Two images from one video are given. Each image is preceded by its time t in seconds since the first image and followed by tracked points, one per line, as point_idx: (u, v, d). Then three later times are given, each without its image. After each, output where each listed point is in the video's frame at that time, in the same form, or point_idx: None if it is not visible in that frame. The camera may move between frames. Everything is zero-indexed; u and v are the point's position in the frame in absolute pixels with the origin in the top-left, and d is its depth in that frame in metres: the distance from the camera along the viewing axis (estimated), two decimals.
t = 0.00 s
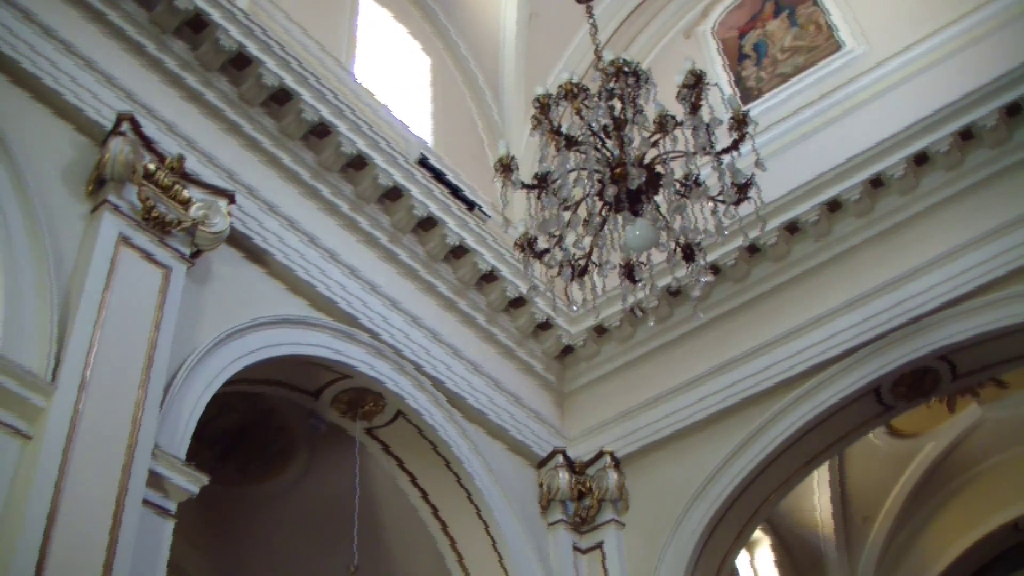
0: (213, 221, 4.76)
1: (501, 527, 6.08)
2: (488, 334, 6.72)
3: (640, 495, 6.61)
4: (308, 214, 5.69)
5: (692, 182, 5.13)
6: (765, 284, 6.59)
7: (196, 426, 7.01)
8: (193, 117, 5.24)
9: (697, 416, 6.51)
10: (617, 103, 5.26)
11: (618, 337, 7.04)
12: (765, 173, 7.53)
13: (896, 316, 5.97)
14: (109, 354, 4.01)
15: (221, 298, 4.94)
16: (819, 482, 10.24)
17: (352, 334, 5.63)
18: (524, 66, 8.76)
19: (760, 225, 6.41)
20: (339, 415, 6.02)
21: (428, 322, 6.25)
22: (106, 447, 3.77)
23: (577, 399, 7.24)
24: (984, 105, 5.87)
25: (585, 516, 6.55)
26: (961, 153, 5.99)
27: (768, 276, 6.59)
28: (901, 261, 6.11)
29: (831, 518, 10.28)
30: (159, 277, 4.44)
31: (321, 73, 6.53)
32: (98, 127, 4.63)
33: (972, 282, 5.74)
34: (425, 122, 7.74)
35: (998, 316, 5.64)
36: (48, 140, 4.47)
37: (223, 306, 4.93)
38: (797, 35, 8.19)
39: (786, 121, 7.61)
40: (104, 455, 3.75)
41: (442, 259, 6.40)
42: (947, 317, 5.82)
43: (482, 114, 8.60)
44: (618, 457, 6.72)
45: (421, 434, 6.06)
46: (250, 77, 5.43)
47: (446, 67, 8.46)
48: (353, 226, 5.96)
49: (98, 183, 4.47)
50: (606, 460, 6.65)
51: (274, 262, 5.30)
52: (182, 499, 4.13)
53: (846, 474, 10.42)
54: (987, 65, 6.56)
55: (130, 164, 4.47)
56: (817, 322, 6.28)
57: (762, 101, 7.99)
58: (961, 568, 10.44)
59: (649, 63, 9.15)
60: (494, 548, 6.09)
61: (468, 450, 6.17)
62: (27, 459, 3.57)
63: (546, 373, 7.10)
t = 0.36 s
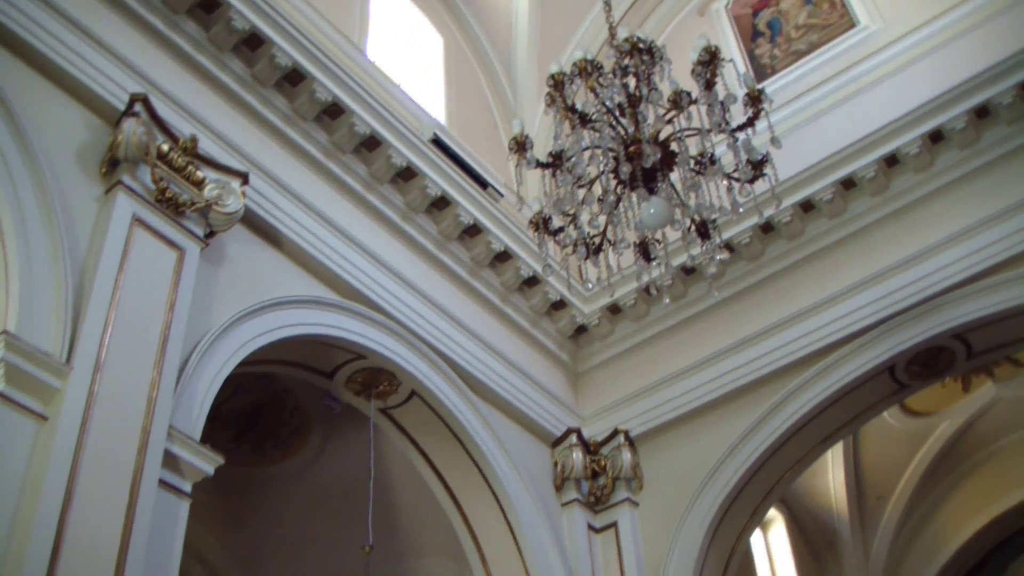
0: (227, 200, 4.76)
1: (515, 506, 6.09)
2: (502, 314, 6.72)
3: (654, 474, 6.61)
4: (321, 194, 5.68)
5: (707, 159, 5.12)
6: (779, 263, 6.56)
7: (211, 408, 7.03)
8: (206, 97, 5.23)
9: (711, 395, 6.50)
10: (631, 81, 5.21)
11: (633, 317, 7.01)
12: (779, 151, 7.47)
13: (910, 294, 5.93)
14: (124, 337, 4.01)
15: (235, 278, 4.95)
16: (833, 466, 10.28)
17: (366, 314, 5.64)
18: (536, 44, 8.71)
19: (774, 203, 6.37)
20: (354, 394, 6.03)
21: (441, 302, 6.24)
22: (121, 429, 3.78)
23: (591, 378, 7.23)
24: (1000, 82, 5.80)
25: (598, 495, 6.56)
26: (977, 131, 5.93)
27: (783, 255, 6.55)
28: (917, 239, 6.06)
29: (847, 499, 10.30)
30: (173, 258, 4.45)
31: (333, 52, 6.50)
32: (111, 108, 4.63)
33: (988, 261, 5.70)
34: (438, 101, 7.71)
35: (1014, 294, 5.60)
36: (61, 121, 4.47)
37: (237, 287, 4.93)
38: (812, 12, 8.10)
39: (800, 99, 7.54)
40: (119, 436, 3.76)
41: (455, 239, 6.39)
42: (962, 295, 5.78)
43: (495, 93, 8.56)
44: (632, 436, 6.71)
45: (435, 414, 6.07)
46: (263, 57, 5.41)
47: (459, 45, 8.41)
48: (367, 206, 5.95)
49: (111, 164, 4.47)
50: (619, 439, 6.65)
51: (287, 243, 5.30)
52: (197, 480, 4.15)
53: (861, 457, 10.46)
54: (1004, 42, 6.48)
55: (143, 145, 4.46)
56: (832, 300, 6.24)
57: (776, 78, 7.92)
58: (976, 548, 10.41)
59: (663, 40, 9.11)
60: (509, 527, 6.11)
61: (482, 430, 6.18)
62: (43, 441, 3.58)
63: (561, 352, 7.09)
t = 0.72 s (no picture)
0: (238, 179, 4.77)
1: (527, 485, 6.10)
2: (514, 293, 6.71)
3: (665, 453, 6.61)
4: (332, 173, 5.68)
5: (720, 136, 5.12)
6: (791, 242, 6.52)
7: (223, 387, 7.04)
8: (217, 77, 5.22)
9: (722, 374, 6.49)
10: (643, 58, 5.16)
11: (644, 296, 7.00)
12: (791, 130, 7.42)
13: (924, 273, 5.90)
14: (137, 316, 4.03)
15: (247, 258, 4.95)
16: (846, 445, 10.29)
17: (378, 293, 5.64)
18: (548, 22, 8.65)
19: (787, 182, 6.33)
20: (365, 373, 6.04)
21: (453, 281, 6.24)
22: (134, 408, 3.80)
23: (602, 356, 7.22)
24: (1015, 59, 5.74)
25: (610, 474, 6.56)
26: (991, 109, 5.88)
27: (795, 234, 6.52)
28: (930, 217, 6.02)
29: (858, 478, 10.30)
30: (185, 238, 4.45)
31: (344, 31, 6.47)
32: (122, 88, 4.62)
33: (1002, 239, 5.65)
34: (449, 80, 7.67)
35: None
36: (72, 100, 4.47)
37: (249, 266, 4.94)
38: None
39: (813, 76, 7.48)
40: (132, 415, 3.78)
41: (467, 218, 6.38)
42: (976, 274, 5.74)
43: (506, 72, 8.51)
44: (643, 415, 6.71)
45: (447, 393, 6.08)
46: (274, 37, 5.39)
47: (470, 24, 8.37)
48: (378, 185, 5.94)
49: (123, 144, 4.48)
50: (631, 418, 6.67)
51: (299, 222, 5.30)
52: (210, 459, 4.17)
53: (873, 429, 10.41)
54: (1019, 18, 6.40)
55: (154, 125, 4.46)
56: (845, 278, 6.21)
57: (789, 56, 7.86)
58: (989, 526, 10.38)
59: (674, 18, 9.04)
60: (520, 505, 6.13)
61: (494, 409, 6.19)
62: (57, 420, 3.60)
63: (572, 331, 7.08)
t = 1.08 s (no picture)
0: (248, 157, 4.77)
1: (538, 461, 6.12)
2: (524, 269, 6.69)
3: (677, 429, 6.61)
4: (341, 150, 5.66)
5: (730, 110, 5.06)
6: (802, 216, 6.49)
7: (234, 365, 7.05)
8: (225, 55, 5.20)
9: (733, 349, 6.48)
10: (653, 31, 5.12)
11: (655, 272, 6.98)
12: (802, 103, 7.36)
13: (935, 246, 5.87)
14: (148, 296, 4.03)
15: (257, 236, 4.95)
16: (857, 421, 10.36)
17: (387, 270, 5.63)
18: None
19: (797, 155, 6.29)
20: (376, 350, 6.05)
21: (463, 257, 6.23)
22: (146, 387, 3.81)
23: (613, 332, 7.20)
24: None
25: (621, 450, 6.57)
26: (1002, 81, 5.82)
27: (806, 207, 6.48)
28: (942, 189, 5.98)
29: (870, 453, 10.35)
30: (194, 217, 4.45)
31: (351, 7, 6.43)
32: (130, 67, 4.61)
33: (1015, 212, 5.61)
34: (457, 56, 7.63)
35: None
36: (81, 79, 4.46)
37: (259, 245, 4.94)
38: None
39: (825, 48, 7.40)
40: (145, 395, 3.79)
41: (476, 194, 6.36)
42: (988, 248, 5.71)
43: (514, 47, 8.46)
44: (655, 390, 6.70)
45: (458, 370, 6.09)
46: (281, 14, 5.36)
47: None
48: (387, 162, 5.92)
49: (131, 123, 4.47)
50: (643, 393, 6.66)
51: (308, 200, 5.29)
52: (222, 438, 4.18)
53: (883, 405, 10.40)
54: None
55: (163, 103, 4.45)
56: (856, 252, 6.18)
57: (800, 28, 7.78)
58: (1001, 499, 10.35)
59: None
60: (532, 481, 6.15)
61: (505, 385, 6.20)
62: (70, 400, 3.62)
63: (583, 307, 7.07)
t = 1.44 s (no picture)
0: (259, 130, 4.75)
1: (552, 431, 6.13)
2: (537, 238, 6.67)
3: (691, 396, 6.60)
4: (353, 121, 5.64)
5: (743, 75, 4.98)
6: (816, 183, 6.44)
7: (249, 336, 7.07)
8: (235, 27, 5.17)
9: (747, 317, 6.46)
10: None
11: (668, 240, 6.96)
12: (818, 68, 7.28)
13: (951, 212, 5.81)
14: (161, 270, 4.04)
15: (270, 209, 4.95)
16: (871, 385, 10.36)
17: (400, 240, 5.62)
18: None
19: (810, 122, 6.24)
20: (390, 320, 6.05)
21: (476, 227, 6.22)
22: (161, 360, 3.83)
23: (626, 301, 7.18)
24: None
25: (635, 419, 6.58)
26: (1018, 44, 5.74)
27: (820, 174, 6.43)
28: (959, 154, 5.92)
29: (884, 420, 10.36)
30: (207, 189, 4.44)
31: None
32: (139, 40, 4.59)
33: None
34: (468, 25, 7.57)
35: None
36: (90, 52, 4.45)
37: (271, 217, 4.93)
38: None
39: (841, 12, 7.31)
40: (159, 367, 3.81)
41: (489, 164, 6.33)
42: (1005, 213, 5.66)
43: (525, 15, 8.39)
44: (669, 358, 6.70)
45: (471, 340, 6.09)
46: None
47: None
48: (398, 133, 5.90)
49: (142, 97, 4.46)
50: (657, 361, 6.65)
51: (320, 171, 5.28)
52: (237, 409, 4.19)
53: (899, 373, 10.39)
54: None
55: (173, 76, 4.43)
56: (871, 219, 6.13)
57: None
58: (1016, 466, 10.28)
59: None
60: (546, 450, 6.17)
61: (519, 355, 6.20)
62: (85, 374, 3.63)
63: (596, 277, 7.05)
